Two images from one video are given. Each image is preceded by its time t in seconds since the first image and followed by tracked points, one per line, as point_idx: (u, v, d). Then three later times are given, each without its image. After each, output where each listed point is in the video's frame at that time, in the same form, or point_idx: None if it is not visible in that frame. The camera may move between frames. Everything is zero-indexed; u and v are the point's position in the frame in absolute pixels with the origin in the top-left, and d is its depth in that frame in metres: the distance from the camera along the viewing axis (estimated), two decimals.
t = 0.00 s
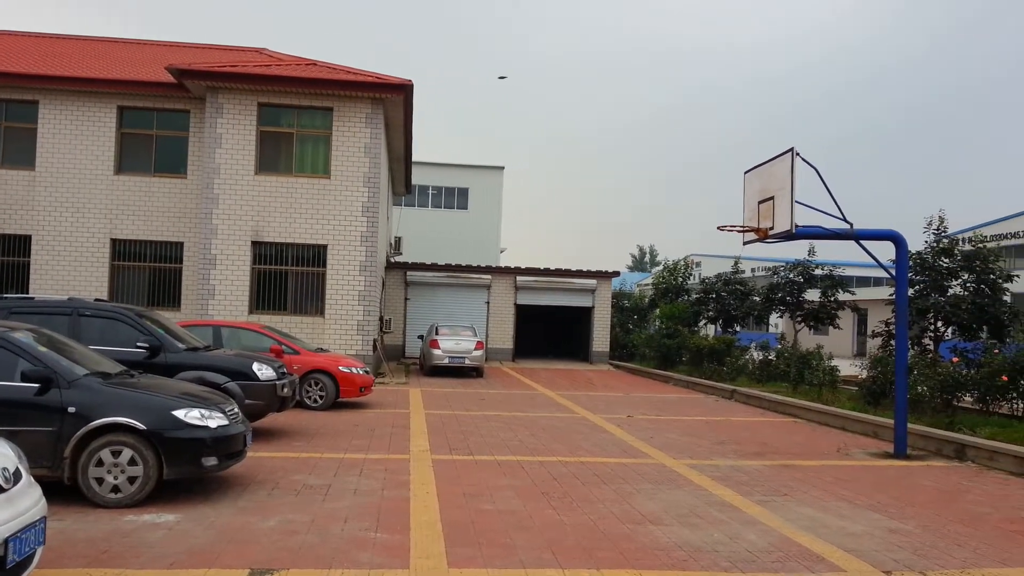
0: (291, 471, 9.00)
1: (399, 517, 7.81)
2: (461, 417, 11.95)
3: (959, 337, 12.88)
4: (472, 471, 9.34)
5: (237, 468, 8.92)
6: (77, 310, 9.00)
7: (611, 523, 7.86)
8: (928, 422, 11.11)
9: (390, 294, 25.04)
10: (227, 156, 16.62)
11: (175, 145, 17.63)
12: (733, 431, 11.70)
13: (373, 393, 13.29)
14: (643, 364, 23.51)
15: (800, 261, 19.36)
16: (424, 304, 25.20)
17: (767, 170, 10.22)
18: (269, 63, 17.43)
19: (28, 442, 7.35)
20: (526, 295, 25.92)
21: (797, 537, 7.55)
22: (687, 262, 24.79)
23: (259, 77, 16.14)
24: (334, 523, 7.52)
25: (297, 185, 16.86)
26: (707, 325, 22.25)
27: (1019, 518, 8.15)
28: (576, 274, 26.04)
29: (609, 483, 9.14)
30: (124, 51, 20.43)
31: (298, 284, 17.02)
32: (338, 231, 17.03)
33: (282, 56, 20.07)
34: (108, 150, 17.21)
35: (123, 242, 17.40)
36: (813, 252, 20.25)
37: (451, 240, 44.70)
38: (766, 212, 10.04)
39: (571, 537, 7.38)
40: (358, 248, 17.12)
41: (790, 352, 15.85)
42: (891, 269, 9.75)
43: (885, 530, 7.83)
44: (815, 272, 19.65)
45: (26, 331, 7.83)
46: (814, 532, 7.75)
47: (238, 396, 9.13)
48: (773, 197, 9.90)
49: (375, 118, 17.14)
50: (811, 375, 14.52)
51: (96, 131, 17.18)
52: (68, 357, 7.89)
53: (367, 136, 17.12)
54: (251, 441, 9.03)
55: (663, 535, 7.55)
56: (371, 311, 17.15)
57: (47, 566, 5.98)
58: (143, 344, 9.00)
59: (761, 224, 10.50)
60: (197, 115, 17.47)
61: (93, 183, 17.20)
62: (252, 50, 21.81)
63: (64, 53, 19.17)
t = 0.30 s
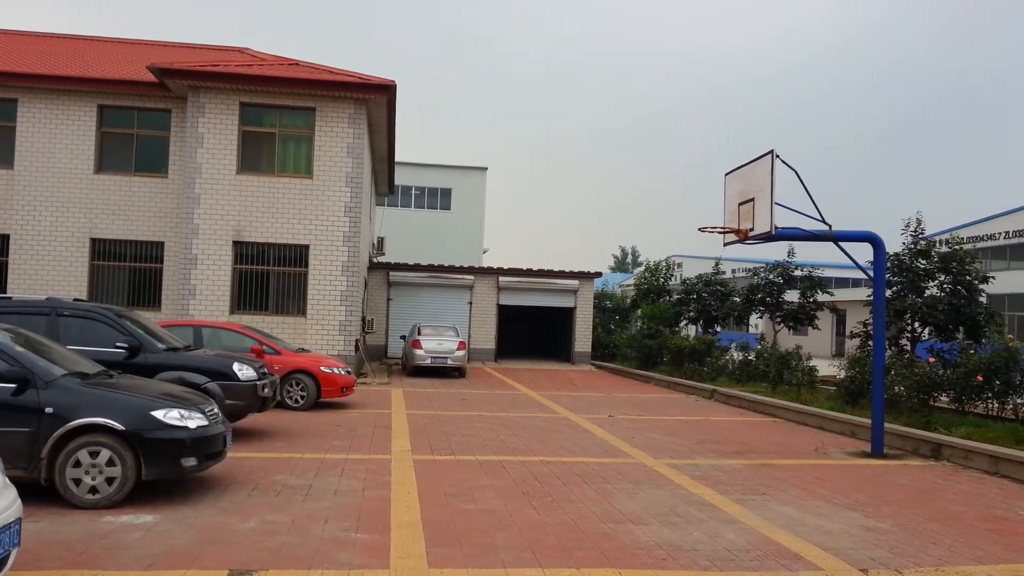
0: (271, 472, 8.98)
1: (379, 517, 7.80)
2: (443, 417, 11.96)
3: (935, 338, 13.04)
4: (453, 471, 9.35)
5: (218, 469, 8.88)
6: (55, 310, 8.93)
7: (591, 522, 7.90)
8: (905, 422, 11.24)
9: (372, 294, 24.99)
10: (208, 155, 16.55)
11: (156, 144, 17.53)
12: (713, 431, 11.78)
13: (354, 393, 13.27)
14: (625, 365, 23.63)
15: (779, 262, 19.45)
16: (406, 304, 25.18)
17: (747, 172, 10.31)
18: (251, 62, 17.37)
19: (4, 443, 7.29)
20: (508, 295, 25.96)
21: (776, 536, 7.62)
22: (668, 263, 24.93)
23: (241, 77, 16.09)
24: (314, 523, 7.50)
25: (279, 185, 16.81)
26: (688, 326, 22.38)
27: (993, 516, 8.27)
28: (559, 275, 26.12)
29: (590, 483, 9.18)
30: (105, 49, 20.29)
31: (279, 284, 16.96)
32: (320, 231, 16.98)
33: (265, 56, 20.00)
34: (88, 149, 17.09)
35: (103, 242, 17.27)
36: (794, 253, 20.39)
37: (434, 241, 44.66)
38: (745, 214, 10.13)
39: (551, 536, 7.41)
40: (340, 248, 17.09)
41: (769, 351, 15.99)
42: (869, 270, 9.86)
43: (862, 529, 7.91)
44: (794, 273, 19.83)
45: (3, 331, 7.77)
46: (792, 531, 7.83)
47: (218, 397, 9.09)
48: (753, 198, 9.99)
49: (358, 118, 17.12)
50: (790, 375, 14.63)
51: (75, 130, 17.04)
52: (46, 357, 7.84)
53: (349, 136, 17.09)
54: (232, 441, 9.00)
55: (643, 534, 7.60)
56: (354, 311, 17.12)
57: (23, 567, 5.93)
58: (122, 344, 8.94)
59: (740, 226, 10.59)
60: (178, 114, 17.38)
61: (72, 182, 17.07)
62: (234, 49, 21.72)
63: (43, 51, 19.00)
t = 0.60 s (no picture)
0: (260, 469, 8.95)
1: (369, 513, 7.79)
2: (432, 414, 11.96)
3: (923, 334, 13.10)
4: (442, 467, 9.35)
5: (206, 466, 8.84)
6: (41, 306, 8.87)
7: (580, 518, 7.91)
8: (892, 418, 11.32)
9: (361, 291, 24.94)
10: (196, 151, 16.46)
11: (142, 139, 17.41)
12: (702, 427, 11.82)
13: (343, 389, 13.24)
14: (614, 361, 23.69)
15: (768, 259, 19.64)
16: (395, 301, 25.14)
17: (735, 169, 10.34)
18: (239, 57, 17.28)
19: None
20: (497, 292, 25.97)
21: (764, 531, 7.65)
22: (657, 260, 24.99)
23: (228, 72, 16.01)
24: (303, 520, 7.48)
25: (267, 181, 16.74)
26: (677, 322, 22.44)
27: (979, 511, 8.34)
28: (547, 272, 26.20)
29: (579, 479, 9.20)
30: (90, 44, 20.14)
31: (267, 280, 16.90)
32: (308, 227, 16.93)
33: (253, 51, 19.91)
34: (74, 144, 16.97)
35: (89, 238, 17.16)
36: (782, 249, 20.51)
37: (423, 238, 44.59)
38: (734, 210, 10.15)
39: (540, 532, 7.42)
40: (328, 244, 17.05)
41: (757, 347, 16.06)
42: (857, 267, 9.91)
43: (850, 524, 7.96)
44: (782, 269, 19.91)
45: None
46: (780, 526, 7.86)
47: (206, 393, 9.06)
48: (741, 195, 10.03)
49: (346, 114, 17.07)
50: (779, 370, 14.71)
51: (61, 125, 16.92)
52: (31, 354, 7.79)
53: (337, 132, 17.04)
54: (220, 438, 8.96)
55: (632, 529, 7.62)
56: (342, 307, 17.09)
57: (9, 565, 5.89)
58: (109, 340, 8.88)
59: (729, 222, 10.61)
60: (165, 109, 17.27)
61: (58, 177, 16.95)
62: (222, 45, 21.62)
63: (28, 46, 18.84)
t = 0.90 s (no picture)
0: (245, 475, 8.90)
1: (356, 519, 7.76)
2: (419, 419, 11.93)
3: (908, 340, 13.19)
4: (429, 473, 9.32)
5: (191, 472, 8.78)
6: (26, 310, 8.81)
7: (568, 524, 7.91)
8: (877, 424, 11.40)
9: (349, 295, 24.88)
10: (183, 155, 16.39)
11: (129, 143, 17.32)
12: (689, 433, 11.84)
13: (330, 395, 13.19)
14: (602, 366, 23.72)
15: (755, 265, 19.67)
16: (383, 306, 25.08)
17: (723, 175, 10.38)
18: (227, 60, 17.23)
19: None
20: (486, 297, 25.97)
21: (751, 538, 7.66)
22: (645, 265, 25.06)
23: (216, 75, 15.97)
24: (289, 526, 7.44)
25: (254, 185, 16.69)
26: (665, 328, 22.46)
27: (963, 517, 8.39)
28: (535, 277, 26.19)
29: (566, 485, 9.20)
30: (77, 46, 20.02)
31: (255, 284, 16.82)
32: (296, 231, 16.87)
33: (241, 54, 19.85)
34: (60, 147, 16.85)
35: (75, 242, 17.05)
36: (768, 255, 20.63)
37: (412, 243, 44.53)
38: (722, 216, 10.19)
39: (527, 538, 7.41)
40: (316, 248, 17.00)
41: (744, 353, 16.13)
42: (843, 274, 9.97)
43: (836, 529, 7.99)
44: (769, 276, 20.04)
45: None
46: (766, 532, 7.89)
47: (192, 398, 9.00)
48: (728, 201, 10.07)
49: (335, 118, 17.04)
50: (766, 377, 14.76)
51: (47, 127, 16.80)
52: (16, 358, 7.73)
53: (326, 136, 17.01)
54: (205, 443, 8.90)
55: (620, 535, 7.62)
56: (330, 312, 17.03)
57: None
58: (94, 345, 8.82)
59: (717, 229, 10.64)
60: (152, 113, 17.20)
61: (44, 180, 16.83)
62: (210, 48, 21.57)
63: (14, 48, 18.71)
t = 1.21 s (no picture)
0: (226, 477, 8.84)
1: (337, 522, 7.73)
2: (402, 421, 11.90)
3: (888, 344, 13.33)
4: (411, 476, 9.30)
5: (171, 475, 8.72)
6: (3, 311, 8.71)
7: (550, 526, 7.91)
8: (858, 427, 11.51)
9: (332, 297, 24.79)
10: (164, 154, 16.27)
11: (110, 143, 17.19)
12: (671, 435, 11.88)
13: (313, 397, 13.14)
14: (586, 369, 23.74)
15: (737, 269, 19.71)
16: (367, 307, 25.02)
17: (705, 179, 10.43)
18: (210, 60, 17.14)
19: None
20: (470, 299, 25.94)
21: (732, 540, 7.70)
22: (629, 268, 25.13)
23: (199, 75, 15.88)
24: (270, 529, 7.40)
25: (237, 185, 16.60)
26: (648, 331, 22.50)
27: (942, 519, 8.48)
28: (518, 279, 26.20)
29: (549, 487, 9.21)
30: (58, 44, 19.84)
31: (236, 286, 16.72)
32: (278, 232, 16.80)
33: (224, 54, 19.75)
34: (39, 146, 16.69)
35: (55, 242, 16.88)
36: (750, 258, 20.70)
37: (395, 244, 44.43)
38: (705, 220, 10.23)
39: (509, 541, 7.41)
40: (299, 249, 16.93)
41: (726, 356, 16.21)
42: (824, 278, 10.05)
43: (816, 531, 8.04)
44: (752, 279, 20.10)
45: None
46: (747, 534, 7.93)
47: (172, 400, 8.94)
48: (711, 205, 10.12)
49: (318, 119, 17.00)
50: (747, 380, 14.84)
51: (27, 126, 16.64)
52: None
53: (309, 137, 16.96)
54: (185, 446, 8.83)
55: (601, 537, 7.64)
56: (312, 314, 16.96)
57: None
58: (72, 346, 8.73)
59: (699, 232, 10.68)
60: (133, 112, 17.08)
61: (23, 180, 16.66)
62: (193, 47, 21.44)
63: None
